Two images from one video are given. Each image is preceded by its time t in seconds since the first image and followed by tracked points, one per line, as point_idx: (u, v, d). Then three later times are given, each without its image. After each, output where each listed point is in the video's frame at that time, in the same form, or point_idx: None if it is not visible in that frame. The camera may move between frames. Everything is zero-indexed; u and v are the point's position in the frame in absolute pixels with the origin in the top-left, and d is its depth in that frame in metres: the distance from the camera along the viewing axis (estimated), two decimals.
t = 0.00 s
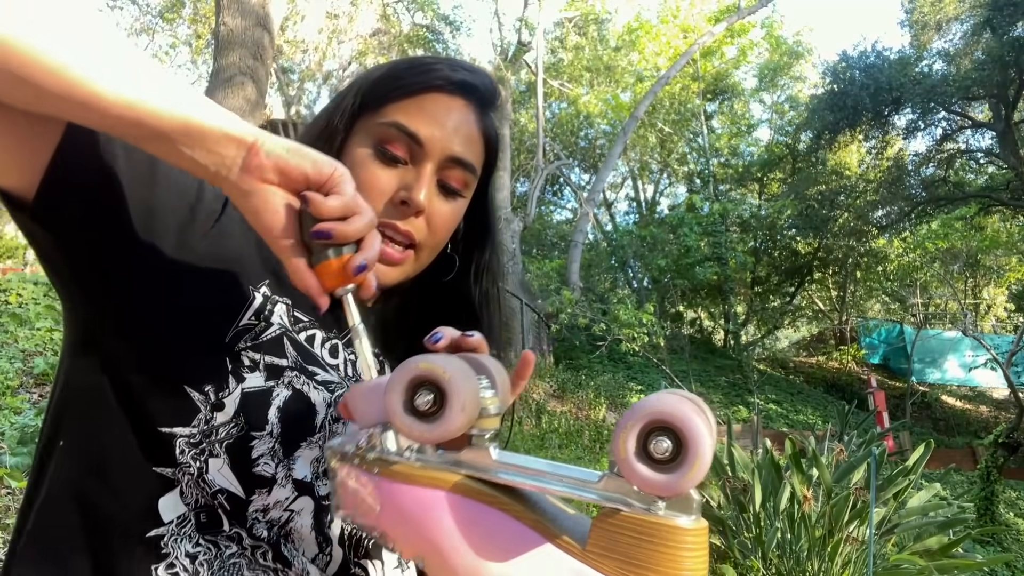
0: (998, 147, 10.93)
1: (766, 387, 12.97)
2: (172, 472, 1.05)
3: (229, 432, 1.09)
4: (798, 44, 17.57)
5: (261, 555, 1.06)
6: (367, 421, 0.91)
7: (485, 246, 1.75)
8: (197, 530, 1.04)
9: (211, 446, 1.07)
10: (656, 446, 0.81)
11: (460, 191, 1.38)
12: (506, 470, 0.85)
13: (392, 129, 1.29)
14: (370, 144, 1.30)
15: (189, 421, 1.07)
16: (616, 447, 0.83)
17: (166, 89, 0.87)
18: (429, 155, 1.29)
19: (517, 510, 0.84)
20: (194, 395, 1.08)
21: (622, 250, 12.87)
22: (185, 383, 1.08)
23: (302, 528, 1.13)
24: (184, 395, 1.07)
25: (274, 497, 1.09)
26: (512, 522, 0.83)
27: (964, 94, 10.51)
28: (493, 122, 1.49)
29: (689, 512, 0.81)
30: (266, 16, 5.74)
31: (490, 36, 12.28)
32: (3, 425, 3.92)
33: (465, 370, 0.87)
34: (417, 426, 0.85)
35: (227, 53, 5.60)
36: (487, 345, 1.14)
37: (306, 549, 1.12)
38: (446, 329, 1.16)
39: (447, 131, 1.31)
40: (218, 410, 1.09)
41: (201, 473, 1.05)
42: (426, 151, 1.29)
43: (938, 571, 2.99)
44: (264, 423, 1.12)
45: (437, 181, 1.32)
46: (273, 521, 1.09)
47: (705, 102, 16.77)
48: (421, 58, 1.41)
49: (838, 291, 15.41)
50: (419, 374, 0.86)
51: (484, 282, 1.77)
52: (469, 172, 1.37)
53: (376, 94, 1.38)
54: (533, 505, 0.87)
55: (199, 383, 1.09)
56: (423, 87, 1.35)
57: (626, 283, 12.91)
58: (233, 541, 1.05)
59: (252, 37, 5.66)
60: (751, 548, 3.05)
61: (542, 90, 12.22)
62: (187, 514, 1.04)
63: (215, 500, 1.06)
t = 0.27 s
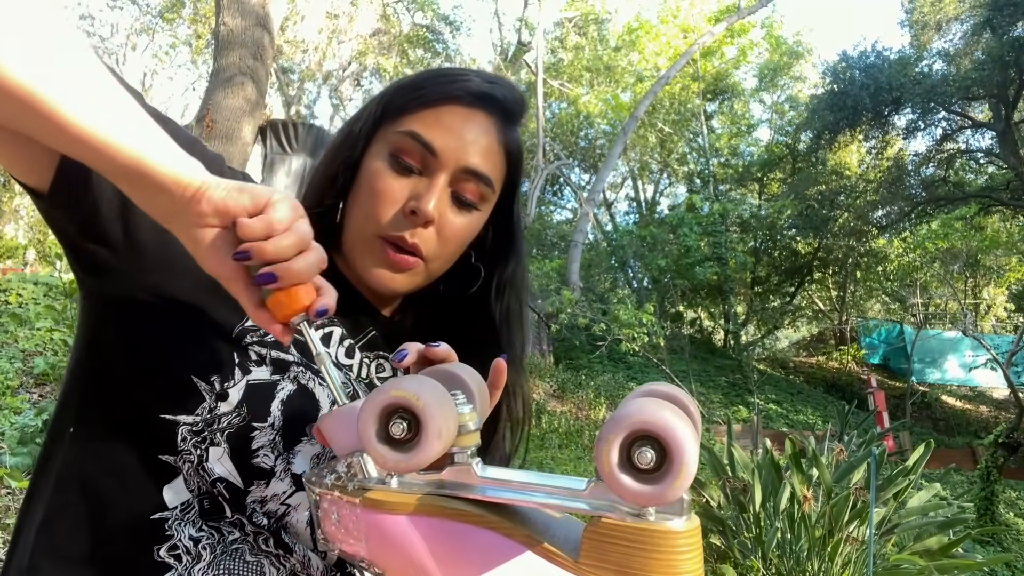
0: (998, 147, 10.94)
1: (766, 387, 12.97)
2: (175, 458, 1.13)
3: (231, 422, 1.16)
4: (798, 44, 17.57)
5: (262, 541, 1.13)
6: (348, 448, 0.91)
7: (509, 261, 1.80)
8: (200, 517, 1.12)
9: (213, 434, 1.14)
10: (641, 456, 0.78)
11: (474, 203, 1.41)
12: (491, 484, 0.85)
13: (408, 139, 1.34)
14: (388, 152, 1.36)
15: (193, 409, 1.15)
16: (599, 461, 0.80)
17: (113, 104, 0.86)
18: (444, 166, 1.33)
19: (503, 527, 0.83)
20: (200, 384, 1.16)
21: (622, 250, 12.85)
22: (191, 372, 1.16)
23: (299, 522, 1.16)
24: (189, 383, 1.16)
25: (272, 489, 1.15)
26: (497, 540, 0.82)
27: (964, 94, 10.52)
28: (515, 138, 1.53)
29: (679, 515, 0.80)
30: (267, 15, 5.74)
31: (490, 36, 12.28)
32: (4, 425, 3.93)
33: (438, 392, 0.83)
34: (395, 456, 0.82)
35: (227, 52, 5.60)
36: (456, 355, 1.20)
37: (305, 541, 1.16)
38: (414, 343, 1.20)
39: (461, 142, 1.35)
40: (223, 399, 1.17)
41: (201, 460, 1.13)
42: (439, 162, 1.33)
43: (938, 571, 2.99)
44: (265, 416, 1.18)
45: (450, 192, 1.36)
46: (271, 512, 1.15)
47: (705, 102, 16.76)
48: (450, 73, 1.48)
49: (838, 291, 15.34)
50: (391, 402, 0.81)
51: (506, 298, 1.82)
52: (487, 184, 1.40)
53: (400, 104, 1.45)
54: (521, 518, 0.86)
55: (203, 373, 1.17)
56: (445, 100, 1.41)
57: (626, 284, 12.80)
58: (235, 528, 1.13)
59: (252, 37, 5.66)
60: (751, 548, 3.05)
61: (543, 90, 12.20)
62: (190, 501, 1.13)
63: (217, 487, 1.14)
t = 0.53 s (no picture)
0: (998, 147, 10.95)
1: (766, 387, 12.98)
2: (189, 457, 1.15)
3: (246, 418, 1.18)
4: (798, 44, 17.57)
5: (271, 540, 1.13)
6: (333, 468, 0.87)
7: (534, 274, 1.87)
8: (210, 515, 1.13)
9: (227, 431, 1.16)
10: (622, 461, 0.77)
11: (491, 208, 1.47)
12: (479, 494, 0.83)
13: (430, 146, 1.41)
14: (410, 158, 1.44)
15: (210, 406, 1.17)
16: (581, 469, 0.78)
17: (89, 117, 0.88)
18: (461, 171, 1.41)
19: (498, 539, 0.80)
20: (218, 381, 1.19)
21: (622, 250, 12.83)
22: (211, 370, 1.19)
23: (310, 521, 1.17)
24: (208, 380, 1.18)
25: (283, 486, 1.16)
26: (492, 552, 0.79)
27: (964, 94, 10.53)
28: (536, 149, 1.61)
29: (666, 515, 0.79)
30: (267, 15, 5.74)
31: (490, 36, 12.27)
32: (4, 425, 3.93)
33: (417, 408, 0.81)
34: (376, 478, 0.79)
35: (227, 52, 5.60)
36: (437, 367, 1.17)
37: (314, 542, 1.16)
38: (393, 356, 1.19)
39: (479, 150, 1.42)
40: (239, 397, 1.18)
41: (215, 457, 1.15)
42: (458, 168, 1.40)
43: (938, 571, 3.00)
44: (279, 413, 1.20)
45: (468, 197, 1.42)
46: (281, 510, 1.15)
47: (705, 102, 16.75)
48: (473, 85, 1.56)
49: (838, 291, 15.30)
50: (372, 423, 0.79)
51: (534, 312, 1.87)
52: (504, 191, 1.47)
53: (424, 114, 1.53)
54: (514, 530, 0.83)
55: (221, 371, 1.19)
56: (467, 112, 1.49)
57: (625, 284, 12.22)
58: (244, 527, 1.14)
59: (252, 37, 5.66)
60: (752, 548, 3.06)
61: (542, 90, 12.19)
62: (201, 499, 1.14)
63: (230, 485, 1.15)
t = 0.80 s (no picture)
0: (998, 147, 10.96)
1: (766, 387, 12.98)
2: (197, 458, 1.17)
3: (253, 417, 1.20)
4: (798, 44, 17.56)
5: (272, 542, 1.14)
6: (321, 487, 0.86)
7: (540, 276, 1.86)
8: (213, 516, 1.15)
9: (234, 430, 1.18)
10: (601, 462, 0.76)
11: (491, 208, 1.48)
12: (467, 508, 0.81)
13: (431, 147, 1.43)
14: (411, 160, 1.45)
15: (218, 406, 1.19)
16: (560, 471, 0.78)
17: (97, 114, 0.84)
18: (461, 171, 1.42)
19: (488, 551, 0.79)
20: (226, 382, 1.20)
21: (622, 250, 12.81)
22: (219, 371, 1.21)
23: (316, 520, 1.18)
24: (215, 380, 1.20)
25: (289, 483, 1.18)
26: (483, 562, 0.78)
27: (964, 94, 10.54)
28: (536, 149, 1.62)
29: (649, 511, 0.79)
30: (267, 15, 5.74)
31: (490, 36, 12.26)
32: (5, 425, 3.94)
33: (398, 422, 0.79)
34: (361, 499, 0.76)
35: (227, 52, 5.60)
36: (423, 378, 1.11)
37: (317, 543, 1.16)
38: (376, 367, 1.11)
39: (479, 150, 1.44)
40: (246, 395, 1.20)
41: (223, 456, 1.17)
42: (457, 168, 1.42)
43: (938, 571, 3.00)
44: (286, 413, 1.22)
45: (467, 196, 1.44)
46: (286, 507, 1.17)
47: (705, 102, 16.74)
48: (475, 87, 1.58)
49: (838, 291, 15.32)
50: (354, 442, 0.76)
51: (540, 314, 1.85)
52: (504, 190, 1.48)
53: (426, 116, 1.54)
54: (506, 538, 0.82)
55: (229, 371, 1.21)
56: (468, 113, 1.50)
57: (626, 283, 12.56)
58: (247, 527, 1.15)
59: (252, 37, 5.66)
60: (751, 548, 3.06)
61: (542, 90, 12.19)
62: (205, 500, 1.15)
63: (237, 483, 1.17)
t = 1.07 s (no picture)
0: (998, 148, 10.94)
1: (766, 387, 13.00)
2: (193, 482, 1.06)
3: (254, 436, 1.11)
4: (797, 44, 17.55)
5: (270, 567, 1.07)
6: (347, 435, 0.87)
7: (518, 261, 1.69)
8: (210, 542, 1.05)
9: (235, 450, 1.09)
10: (630, 445, 0.76)
11: (475, 200, 1.33)
12: (488, 473, 0.82)
13: (405, 138, 1.27)
14: (385, 155, 1.29)
15: (215, 428, 1.09)
16: (590, 451, 0.78)
17: None
18: (440, 163, 1.26)
19: (505, 519, 0.78)
20: (222, 403, 1.11)
21: (622, 250, 12.79)
22: (213, 392, 1.10)
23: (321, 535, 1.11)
24: (211, 401, 1.10)
25: (295, 502, 1.10)
26: (499, 533, 0.77)
27: (964, 94, 10.51)
28: (515, 137, 1.46)
29: (671, 505, 0.77)
30: (267, 16, 5.74)
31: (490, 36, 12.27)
32: (4, 425, 3.93)
33: (435, 381, 0.81)
34: (389, 445, 0.78)
35: (227, 52, 5.59)
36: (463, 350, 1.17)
37: (320, 556, 1.10)
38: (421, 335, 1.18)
39: (457, 137, 1.28)
40: (244, 415, 1.11)
41: (224, 478, 1.08)
42: (436, 159, 1.26)
43: (939, 571, 3.00)
44: (287, 428, 1.13)
45: (449, 188, 1.28)
46: (292, 526, 1.09)
47: (705, 102, 16.74)
48: (446, 77, 1.43)
49: (838, 292, 15.43)
50: (390, 392, 0.78)
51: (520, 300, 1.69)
52: (487, 179, 1.33)
53: (397, 110, 1.39)
54: (522, 512, 0.80)
55: (226, 391, 1.11)
56: (440, 100, 1.34)
57: (627, 285, 12.76)
58: (246, 553, 1.07)
59: (252, 37, 5.66)
60: (751, 548, 3.05)
61: (542, 90, 12.20)
62: (202, 525, 1.05)
63: (238, 506, 1.08)
